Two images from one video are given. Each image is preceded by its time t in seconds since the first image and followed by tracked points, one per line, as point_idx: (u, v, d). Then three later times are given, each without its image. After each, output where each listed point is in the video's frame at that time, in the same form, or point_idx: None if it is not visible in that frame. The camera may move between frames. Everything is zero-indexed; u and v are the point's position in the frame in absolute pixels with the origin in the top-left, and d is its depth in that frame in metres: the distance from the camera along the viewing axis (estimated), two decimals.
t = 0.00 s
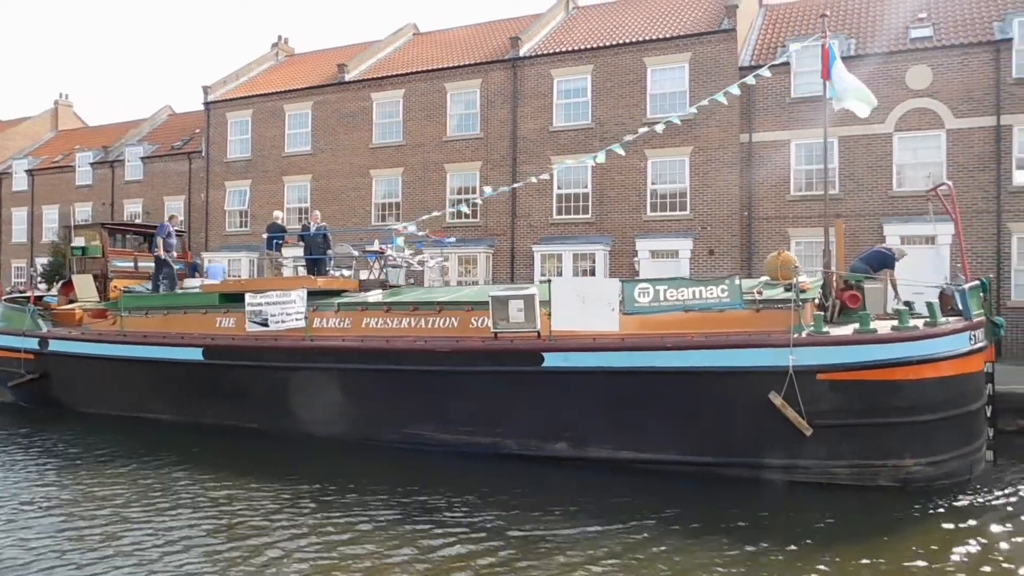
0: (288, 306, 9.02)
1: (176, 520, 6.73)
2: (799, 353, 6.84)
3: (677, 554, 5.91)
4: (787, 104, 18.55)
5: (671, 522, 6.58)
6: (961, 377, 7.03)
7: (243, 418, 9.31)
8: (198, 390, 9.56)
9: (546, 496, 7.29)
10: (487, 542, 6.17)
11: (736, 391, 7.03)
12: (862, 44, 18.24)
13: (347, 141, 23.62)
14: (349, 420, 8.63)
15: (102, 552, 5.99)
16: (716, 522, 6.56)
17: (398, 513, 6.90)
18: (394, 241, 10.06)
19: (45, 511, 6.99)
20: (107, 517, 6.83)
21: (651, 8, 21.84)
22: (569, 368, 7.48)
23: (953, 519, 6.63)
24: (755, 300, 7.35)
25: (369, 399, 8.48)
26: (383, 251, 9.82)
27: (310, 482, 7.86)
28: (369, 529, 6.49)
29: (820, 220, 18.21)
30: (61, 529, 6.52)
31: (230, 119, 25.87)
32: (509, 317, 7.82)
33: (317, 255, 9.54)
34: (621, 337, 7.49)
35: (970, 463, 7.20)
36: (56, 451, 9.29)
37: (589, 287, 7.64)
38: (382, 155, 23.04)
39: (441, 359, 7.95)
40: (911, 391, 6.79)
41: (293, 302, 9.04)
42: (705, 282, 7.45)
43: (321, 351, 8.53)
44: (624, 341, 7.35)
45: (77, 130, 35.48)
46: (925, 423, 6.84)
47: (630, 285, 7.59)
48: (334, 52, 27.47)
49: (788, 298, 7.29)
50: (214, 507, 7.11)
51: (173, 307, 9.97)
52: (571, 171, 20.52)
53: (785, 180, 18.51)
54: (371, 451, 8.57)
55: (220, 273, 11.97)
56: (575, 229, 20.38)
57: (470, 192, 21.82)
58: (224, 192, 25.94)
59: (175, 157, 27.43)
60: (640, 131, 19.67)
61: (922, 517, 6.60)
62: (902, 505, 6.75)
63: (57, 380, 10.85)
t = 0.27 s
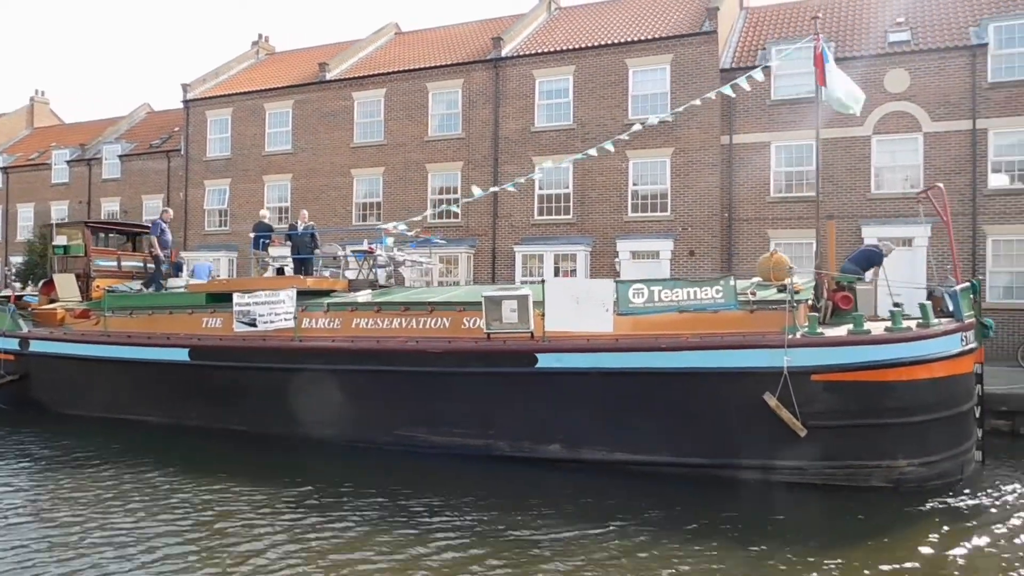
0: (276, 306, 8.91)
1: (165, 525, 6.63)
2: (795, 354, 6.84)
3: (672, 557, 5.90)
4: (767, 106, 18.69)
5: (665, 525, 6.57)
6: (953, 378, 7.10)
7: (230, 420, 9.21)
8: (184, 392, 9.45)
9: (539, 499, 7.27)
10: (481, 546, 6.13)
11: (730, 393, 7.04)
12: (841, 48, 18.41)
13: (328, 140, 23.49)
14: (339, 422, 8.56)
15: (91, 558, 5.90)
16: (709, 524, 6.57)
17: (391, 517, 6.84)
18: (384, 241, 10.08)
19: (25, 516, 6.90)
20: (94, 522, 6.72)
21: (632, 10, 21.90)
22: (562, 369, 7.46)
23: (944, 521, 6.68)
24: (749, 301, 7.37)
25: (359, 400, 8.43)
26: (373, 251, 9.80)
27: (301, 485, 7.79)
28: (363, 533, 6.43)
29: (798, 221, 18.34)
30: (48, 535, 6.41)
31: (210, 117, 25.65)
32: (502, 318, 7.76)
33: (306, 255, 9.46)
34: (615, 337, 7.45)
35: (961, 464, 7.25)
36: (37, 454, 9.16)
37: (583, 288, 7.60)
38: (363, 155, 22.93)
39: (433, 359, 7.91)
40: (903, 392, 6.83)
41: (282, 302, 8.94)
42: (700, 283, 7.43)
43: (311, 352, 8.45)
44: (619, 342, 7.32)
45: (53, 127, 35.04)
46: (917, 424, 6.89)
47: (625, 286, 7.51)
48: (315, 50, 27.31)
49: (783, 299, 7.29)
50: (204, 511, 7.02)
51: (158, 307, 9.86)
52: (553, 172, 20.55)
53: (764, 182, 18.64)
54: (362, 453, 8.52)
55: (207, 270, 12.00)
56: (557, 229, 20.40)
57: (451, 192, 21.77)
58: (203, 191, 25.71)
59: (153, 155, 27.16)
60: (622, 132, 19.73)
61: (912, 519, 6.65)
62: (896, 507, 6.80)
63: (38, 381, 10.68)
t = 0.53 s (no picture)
0: (270, 303, 8.87)
1: (161, 524, 6.58)
2: (793, 351, 6.87)
3: (670, 555, 5.91)
4: (753, 104, 18.76)
5: (664, 524, 6.58)
6: (949, 376, 7.14)
7: (222, 418, 9.14)
8: (176, 390, 9.37)
9: (535, 498, 7.26)
10: (480, 545, 6.11)
11: (728, 390, 7.05)
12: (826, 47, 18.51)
13: (314, 136, 23.37)
14: (333, 420, 8.51)
15: (88, 558, 5.84)
16: (708, 522, 6.58)
17: (389, 516, 6.81)
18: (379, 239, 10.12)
19: (14, 515, 6.85)
20: (89, 521, 6.65)
21: (619, 8, 21.92)
22: (560, 367, 7.46)
23: (940, 518, 6.72)
24: (748, 299, 7.37)
25: (354, 398, 8.39)
26: (366, 248, 9.80)
27: (296, 484, 7.75)
28: (361, 531, 6.40)
29: (783, 220, 18.43)
30: (42, 534, 6.34)
31: (194, 113, 25.47)
32: (498, 315, 7.76)
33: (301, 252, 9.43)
34: (613, 335, 7.44)
35: (956, 462, 7.30)
36: (25, 453, 9.08)
37: (580, 286, 7.58)
38: (349, 151, 22.83)
39: (428, 357, 7.88)
40: (900, 390, 6.87)
41: (275, 299, 8.89)
42: (697, 280, 7.44)
43: (306, 349, 8.40)
44: (617, 340, 7.31)
45: (35, 122, 34.68)
46: (914, 421, 6.93)
47: (623, 283, 7.53)
48: (301, 46, 27.16)
49: (781, 297, 7.30)
50: (199, 510, 6.96)
51: (149, 304, 9.79)
52: (539, 169, 20.54)
53: (750, 180, 18.71)
54: (356, 452, 8.48)
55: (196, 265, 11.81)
56: (543, 227, 20.39)
57: (438, 189, 21.71)
58: (187, 187, 25.52)
59: (137, 151, 26.93)
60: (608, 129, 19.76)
61: (906, 516, 6.71)
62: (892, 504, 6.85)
63: (26, 379, 10.58)
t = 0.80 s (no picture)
0: (256, 293, 8.74)
1: (150, 518, 6.50)
2: (785, 344, 6.91)
3: (664, 548, 5.95)
4: (732, 97, 18.84)
5: (656, 515, 6.62)
6: (937, 369, 7.23)
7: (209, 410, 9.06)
8: (161, 381, 9.27)
9: (528, 490, 7.27)
10: (474, 538, 6.11)
11: (720, 382, 7.08)
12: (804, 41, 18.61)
13: (292, 125, 23.14)
14: (334, 420, 8.46)
15: (77, 554, 5.76)
16: (703, 515, 6.62)
17: (380, 509, 6.79)
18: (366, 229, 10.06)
19: None
20: (76, 516, 6.56)
21: None
22: (552, 359, 7.44)
23: (929, 509, 6.81)
24: (739, 292, 7.39)
25: (342, 389, 8.33)
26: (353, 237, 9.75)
27: (289, 476, 7.71)
28: (354, 525, 6.36)
29: (761, 213, 18.55)
30: (28, 529, 6.25)
31: (170, 101, 25.13)
32: (490, 307, 7.72)
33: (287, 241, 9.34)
34: (605, 327, 7.44)
35: (942, 453, 7.41)
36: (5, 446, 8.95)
37: (572, 276, 7.57)
38: (327, 141, 22.65)
39: (418, 348, 7.84)
40: (890, 382, 6.94)
41: (262, 289, 8.77)
42: (689, 273, 7.47)
43: (294, 341, 8.34)
44: (609, 332, 7.31)
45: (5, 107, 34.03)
46: (903, 414, 7.02)
47: (616, 275, 7.50)
48: (278, 34, 26.87)
49: (772, 290, 7.34)
50: (189, 504, 6.89)
51: (132, 294, 9.66)
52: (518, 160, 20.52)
53: (728, 173, 18.81)
54: (346, 444, 8.45)
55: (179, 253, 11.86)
56: (522, 218, 20.38)
57: (417, 179, 21.62)
58: (162, 176, 25.20)
59: (111, 139, 26.54)
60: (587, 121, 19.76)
61: (892, 507, 6.79)
62: (880, 496, 6.93)
63: (6, 369, 10.42)
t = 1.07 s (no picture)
0: (248, 284, 8.67)
1: (139, 512, 6.45)
2: (782, 338, 6.93)
3: (659, 541, 5.96)
4: (718, 90, 18.88)
5: (651, 508, 6.65)
6: (930, 363, 7.28)
7: (200, 403, 9.00)
8: (152, 373, 9.19)
9: (523, 482, 7.27)
10: (470, 531, 6.10)
11: (716, 375, 7.09)
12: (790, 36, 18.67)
13: (276, 116, 22.97)
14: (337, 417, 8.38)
15: (70, 549, 5.70)
16: (697, 508, 6.65)
17: (375, 502, 6.77)
18: (357, 221, 9.96)
19: None
20: (67, 510, 6.50)
21: None
22: (548, 352, 7.44)
23: (921, 502, 6.87)
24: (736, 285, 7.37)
25: (335, 382, 8.29)
26: (345, 229, 9.65)
27: (283, 469, 7.67)
28: (349, 519, 6.34)
29: (745, 206, 18.62)
30: (18, 524, 6.18)
31: (152, 90, 24.87)
32: (485, 299, 7.73)
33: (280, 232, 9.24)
34: (601, 320, 7.42)
35: (935, 446, 7.47)
36: None
37: (569, 269, 7.56)
38: (312, 132, 22.51)
39: (413, 341, 7.82)
40: (885, 376, 6.99)
41: (254, 280, 8.69)
42: (687, 266, 7.43)
43: (288, 333, 8.31)
44: (605, 324, 7.30)
45: None
46: (897, 407, 7.07)
47: (612, 268, 7.49)
48: (263, 24, 26.65)
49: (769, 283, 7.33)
50: (181, 497, 6.84)
51: (120, 285, 9.57)
52: (504, 152, 20.48)
53: (713, 166, 18.87)
54: (339, 437, 8.42)
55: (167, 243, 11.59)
56: (507, 210, 20.35)
57: (402, 171, 21.54)
58: (145, 166, 24.95)
59: (92, 128, 26.24)
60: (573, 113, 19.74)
61: (884, 499, 6.84)
62: (874, 488, 6.98)
63: None
